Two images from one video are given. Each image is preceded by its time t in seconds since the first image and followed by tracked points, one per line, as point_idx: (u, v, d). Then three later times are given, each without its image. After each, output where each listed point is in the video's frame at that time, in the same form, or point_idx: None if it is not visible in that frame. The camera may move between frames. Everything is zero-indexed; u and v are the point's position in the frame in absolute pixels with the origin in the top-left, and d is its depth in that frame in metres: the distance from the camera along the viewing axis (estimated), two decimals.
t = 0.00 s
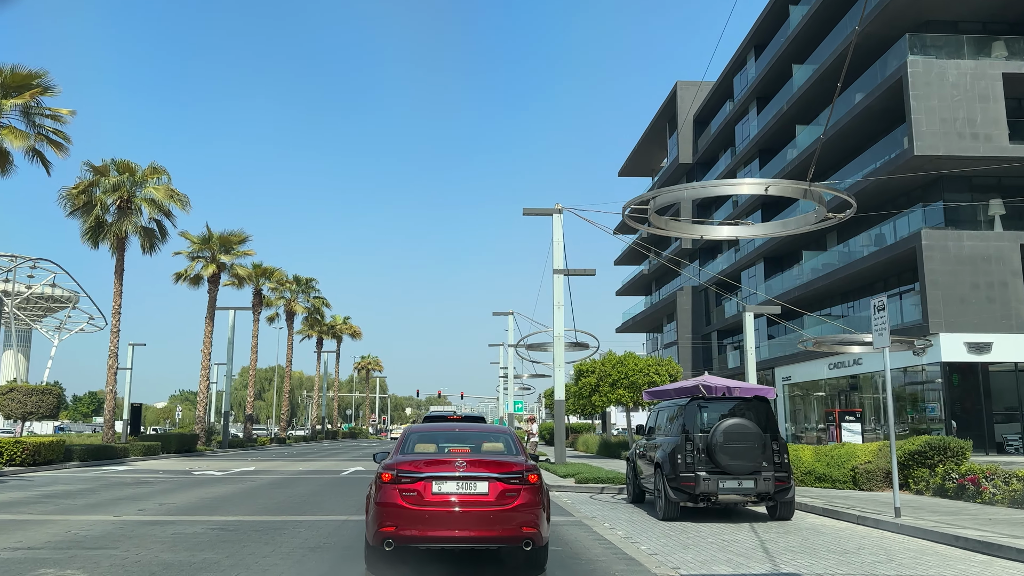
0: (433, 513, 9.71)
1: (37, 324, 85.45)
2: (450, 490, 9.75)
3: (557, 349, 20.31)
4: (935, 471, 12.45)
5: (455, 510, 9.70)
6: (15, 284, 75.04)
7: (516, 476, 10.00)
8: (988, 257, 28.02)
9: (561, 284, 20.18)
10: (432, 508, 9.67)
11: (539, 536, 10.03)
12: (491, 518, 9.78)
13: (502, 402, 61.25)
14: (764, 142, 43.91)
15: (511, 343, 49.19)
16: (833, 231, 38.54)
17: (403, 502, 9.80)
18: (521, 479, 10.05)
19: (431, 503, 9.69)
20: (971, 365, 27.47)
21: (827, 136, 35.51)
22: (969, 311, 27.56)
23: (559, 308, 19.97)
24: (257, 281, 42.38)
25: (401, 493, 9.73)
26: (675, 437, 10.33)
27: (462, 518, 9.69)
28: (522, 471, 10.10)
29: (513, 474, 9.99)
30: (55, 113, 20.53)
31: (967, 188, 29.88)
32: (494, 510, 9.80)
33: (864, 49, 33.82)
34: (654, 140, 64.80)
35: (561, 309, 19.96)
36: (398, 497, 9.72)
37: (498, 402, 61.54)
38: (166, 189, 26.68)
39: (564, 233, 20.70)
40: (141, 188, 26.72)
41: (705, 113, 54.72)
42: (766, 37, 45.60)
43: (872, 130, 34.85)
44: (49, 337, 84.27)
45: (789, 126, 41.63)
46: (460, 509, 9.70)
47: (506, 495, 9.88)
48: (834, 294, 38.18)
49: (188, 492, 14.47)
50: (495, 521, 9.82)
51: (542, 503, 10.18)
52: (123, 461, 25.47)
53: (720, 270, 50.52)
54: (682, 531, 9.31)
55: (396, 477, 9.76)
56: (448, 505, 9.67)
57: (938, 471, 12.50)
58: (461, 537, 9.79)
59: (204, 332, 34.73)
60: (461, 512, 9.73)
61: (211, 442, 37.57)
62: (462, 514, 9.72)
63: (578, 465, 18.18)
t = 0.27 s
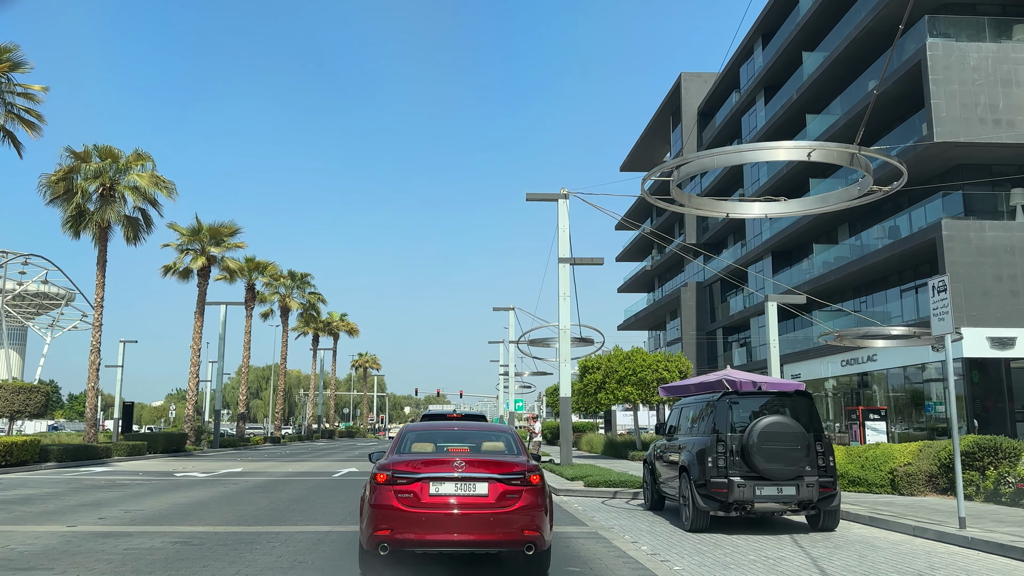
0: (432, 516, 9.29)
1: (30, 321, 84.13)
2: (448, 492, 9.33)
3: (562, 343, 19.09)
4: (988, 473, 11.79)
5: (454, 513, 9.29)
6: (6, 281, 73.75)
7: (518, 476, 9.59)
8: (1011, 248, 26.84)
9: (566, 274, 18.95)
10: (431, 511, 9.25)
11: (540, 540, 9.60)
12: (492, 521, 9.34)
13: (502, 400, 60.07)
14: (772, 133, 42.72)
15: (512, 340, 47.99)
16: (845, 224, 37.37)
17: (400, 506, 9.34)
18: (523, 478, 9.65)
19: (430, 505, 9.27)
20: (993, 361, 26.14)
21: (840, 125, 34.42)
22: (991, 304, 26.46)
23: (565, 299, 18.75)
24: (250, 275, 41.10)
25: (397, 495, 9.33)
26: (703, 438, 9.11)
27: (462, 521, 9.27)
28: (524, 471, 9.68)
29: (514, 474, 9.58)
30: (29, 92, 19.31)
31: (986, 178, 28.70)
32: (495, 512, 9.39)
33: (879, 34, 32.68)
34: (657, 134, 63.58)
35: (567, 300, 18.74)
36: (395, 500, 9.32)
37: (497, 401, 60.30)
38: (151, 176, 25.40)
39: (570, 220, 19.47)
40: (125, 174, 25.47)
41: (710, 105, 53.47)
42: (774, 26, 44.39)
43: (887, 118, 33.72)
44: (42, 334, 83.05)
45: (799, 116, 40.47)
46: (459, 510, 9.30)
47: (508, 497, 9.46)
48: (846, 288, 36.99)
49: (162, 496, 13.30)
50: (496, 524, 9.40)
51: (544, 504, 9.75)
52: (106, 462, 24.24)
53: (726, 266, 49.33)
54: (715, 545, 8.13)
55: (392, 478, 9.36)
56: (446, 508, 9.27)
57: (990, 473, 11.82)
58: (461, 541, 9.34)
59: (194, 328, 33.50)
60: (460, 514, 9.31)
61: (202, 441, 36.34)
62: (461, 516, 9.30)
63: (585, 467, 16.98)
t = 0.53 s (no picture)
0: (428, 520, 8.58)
1: (23, 320, 83.09)
2: (445, 494, 8.62)
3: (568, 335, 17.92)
4: None
5: (451, 516, 8.57)
6: None
7: (520, 478, 8.87)
8: None
9: (573, 263, 17.84)
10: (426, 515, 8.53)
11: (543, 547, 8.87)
12: (492, 526, 8.63)
13: (502, 399, 59.01)
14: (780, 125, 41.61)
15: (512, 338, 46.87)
16: (856, 217, 36.29)
17: (394, 510, 8.55)
18: (525, 480, 8.92)
19: (425, 508, 8.56)
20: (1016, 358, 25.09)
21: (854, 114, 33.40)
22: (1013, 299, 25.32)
23: (571, 290, 17.65)
24: (243, 270, 39.96)
25: (390, 497, 8.63)
26: (736, 438, 8.00)
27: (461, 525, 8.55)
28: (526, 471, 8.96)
29: (515, 475, 8.86)
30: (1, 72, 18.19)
31: (1007, 169, 27.74)
32: (496, 516, 8.67)
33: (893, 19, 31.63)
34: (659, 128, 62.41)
35: (572, 291, 17.59)
36: (387, 503, 8.62)
37: (497, 400, 59.15)
38: (135, 163, 24.29)
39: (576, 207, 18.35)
40: (109, 162, 24.32)
41: (715, 97, 52.34)
42: (781, 14, 43.26)
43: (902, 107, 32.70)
44: (37, 333, 81.93)
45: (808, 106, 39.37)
46: (457, 514, 8.57)
47: (509, 500, 8.74)
48: (857, 282, 35.92)
49: (134, 502, 12.24)
50: (497, 529, 8.67)
51: (548, 508, 9.02)
52: (87, 462, 23.13)
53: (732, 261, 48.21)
54: (755, 563, 7.02)
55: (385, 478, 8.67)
56: (443, 511, 8.55)
57: None
58: (457, 549, 8.57)
59: (184, 323, 32.37)
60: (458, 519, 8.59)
61: (193, 440, 35.25)
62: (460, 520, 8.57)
63: (594, 469, 15.90)
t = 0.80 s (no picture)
0: (425, 525, 7.98)
1: (18, 317, 82.01)
2: (445, 496, 8.05)
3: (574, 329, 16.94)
4: None
5: (451, 520, 7.97)
6: None
7: (524, 480, 8.30)
8: None
9: (580, 253, 16.84)
10: (424, 519, 7.95)
11: (549, 555, 8.22)
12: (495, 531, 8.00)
13: (503, 398, 58.06)
14: (788, 117, 40.62)
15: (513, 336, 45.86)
16: (867, 210, 35.34)
17: (390, 512, 7.97)
18: (530, 483, 8.34)
19: (423, 512, 7.98)
20: None
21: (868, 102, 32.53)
22: None
23: (578, 282, 16.66)
24: (237, 264, 38.91)
25: (385, 500, 8.08)
26: (776, 440, 7.05)
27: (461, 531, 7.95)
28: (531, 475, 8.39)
29: (519, 477, 8.28)
30: None
31: None
32: (498, 521, 8.06)
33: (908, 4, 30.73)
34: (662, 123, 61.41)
35: (579, 282, 16.61)
36: (382, 506, 8.05)
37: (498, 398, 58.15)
38: (121, 151, 23.31)
39: (583, 193, 17.34)
40: (94, 149, 23.29)
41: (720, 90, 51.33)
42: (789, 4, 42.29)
43: (917, 95, 31.82)
44: (31, 330, 80.87)
45: (818, 97, 38.47)
46: (457, 518, 7.98)
47: (512, 503, 8.14)
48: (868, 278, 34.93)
49: (105, 507, 11.27)
50: (500, 536, 8.04)
51: (554, 514, 8.40)
52: (70, 463, 22.11)
53: (737, 257, 47.24)
54: None
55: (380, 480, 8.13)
56: (442, 515, 7.97)
57: None
58: (458, 556, 7.93)
59: (175, 319, 31.36)
60: (458, 524, 7.99)
61: (185, 440, 34.27)
62: (460, 525, 7.97)
63: (603, 471, 14.94)
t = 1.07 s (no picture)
0: (422, 532, 7.20)
1: (14, 314, 81.18)
2: (443, 500, 7.29)
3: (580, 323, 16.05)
4: None
5: (449, 526, 7.19)
6: None
7: (528, 483, 7.51)
8: None
9: (586, 243, 15.94)
10: (421, 525, 7.18)
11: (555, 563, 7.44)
12: (495, 538, 7.20)
13: (503, 397, 57.21)
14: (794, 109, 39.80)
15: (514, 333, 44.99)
16: (876, 204, 34.50)
17: (384, 517, 7.17)
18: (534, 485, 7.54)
19: (420, 517, 7.21)
20: None
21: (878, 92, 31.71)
22: None
23: (583, 273, 15.78)
24: (232, 260, 38.02)
25: (379, 505, 7.32)
26: (824, 439, 6.29)
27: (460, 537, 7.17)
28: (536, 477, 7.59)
29: (523, 480, 7.50)
30: None
31: None
32: (500, 528, 7.27)
33: None
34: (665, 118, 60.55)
35: (586, 273, 15.73)
36: (375, 512, 7.28)
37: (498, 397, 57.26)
38: (108, 139, 22.44)
39: (589, 180, 16.46)
40: (79, 137, 22.41)
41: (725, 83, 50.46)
42: None
43: (929, 85, 31.01)
44: (27, 329, 80.01)
45: (826, 89, 37.64)
46: (456, 525, 7.21)
47: (514, 508, 7.36)
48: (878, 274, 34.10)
49: (73, 513, 10.37)
50: (503, 544, 7.24)
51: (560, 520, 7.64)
52: (53, 464, 21.23)
53: (742, 253, 46.38)
54: None
55: (373, 483, 7.39)
56: (439, 521, 7.20)
57: None
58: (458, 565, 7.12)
59: (167, 315, 30.49)
60: (457, 531, 7.21)
61: (178, 439, 33.41)
62: (459, 532, 7.19)
63: (611, 473, 14.08)
